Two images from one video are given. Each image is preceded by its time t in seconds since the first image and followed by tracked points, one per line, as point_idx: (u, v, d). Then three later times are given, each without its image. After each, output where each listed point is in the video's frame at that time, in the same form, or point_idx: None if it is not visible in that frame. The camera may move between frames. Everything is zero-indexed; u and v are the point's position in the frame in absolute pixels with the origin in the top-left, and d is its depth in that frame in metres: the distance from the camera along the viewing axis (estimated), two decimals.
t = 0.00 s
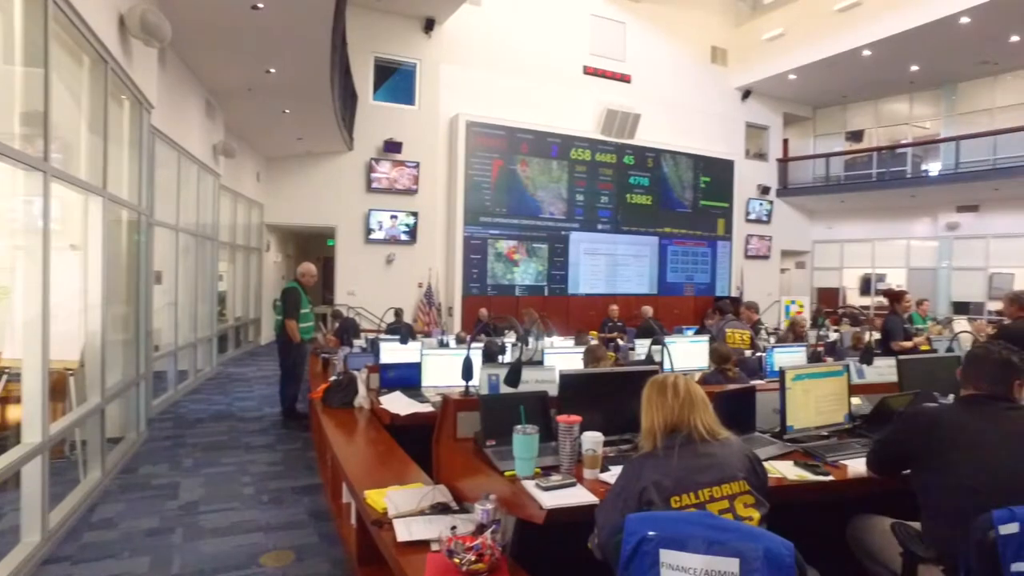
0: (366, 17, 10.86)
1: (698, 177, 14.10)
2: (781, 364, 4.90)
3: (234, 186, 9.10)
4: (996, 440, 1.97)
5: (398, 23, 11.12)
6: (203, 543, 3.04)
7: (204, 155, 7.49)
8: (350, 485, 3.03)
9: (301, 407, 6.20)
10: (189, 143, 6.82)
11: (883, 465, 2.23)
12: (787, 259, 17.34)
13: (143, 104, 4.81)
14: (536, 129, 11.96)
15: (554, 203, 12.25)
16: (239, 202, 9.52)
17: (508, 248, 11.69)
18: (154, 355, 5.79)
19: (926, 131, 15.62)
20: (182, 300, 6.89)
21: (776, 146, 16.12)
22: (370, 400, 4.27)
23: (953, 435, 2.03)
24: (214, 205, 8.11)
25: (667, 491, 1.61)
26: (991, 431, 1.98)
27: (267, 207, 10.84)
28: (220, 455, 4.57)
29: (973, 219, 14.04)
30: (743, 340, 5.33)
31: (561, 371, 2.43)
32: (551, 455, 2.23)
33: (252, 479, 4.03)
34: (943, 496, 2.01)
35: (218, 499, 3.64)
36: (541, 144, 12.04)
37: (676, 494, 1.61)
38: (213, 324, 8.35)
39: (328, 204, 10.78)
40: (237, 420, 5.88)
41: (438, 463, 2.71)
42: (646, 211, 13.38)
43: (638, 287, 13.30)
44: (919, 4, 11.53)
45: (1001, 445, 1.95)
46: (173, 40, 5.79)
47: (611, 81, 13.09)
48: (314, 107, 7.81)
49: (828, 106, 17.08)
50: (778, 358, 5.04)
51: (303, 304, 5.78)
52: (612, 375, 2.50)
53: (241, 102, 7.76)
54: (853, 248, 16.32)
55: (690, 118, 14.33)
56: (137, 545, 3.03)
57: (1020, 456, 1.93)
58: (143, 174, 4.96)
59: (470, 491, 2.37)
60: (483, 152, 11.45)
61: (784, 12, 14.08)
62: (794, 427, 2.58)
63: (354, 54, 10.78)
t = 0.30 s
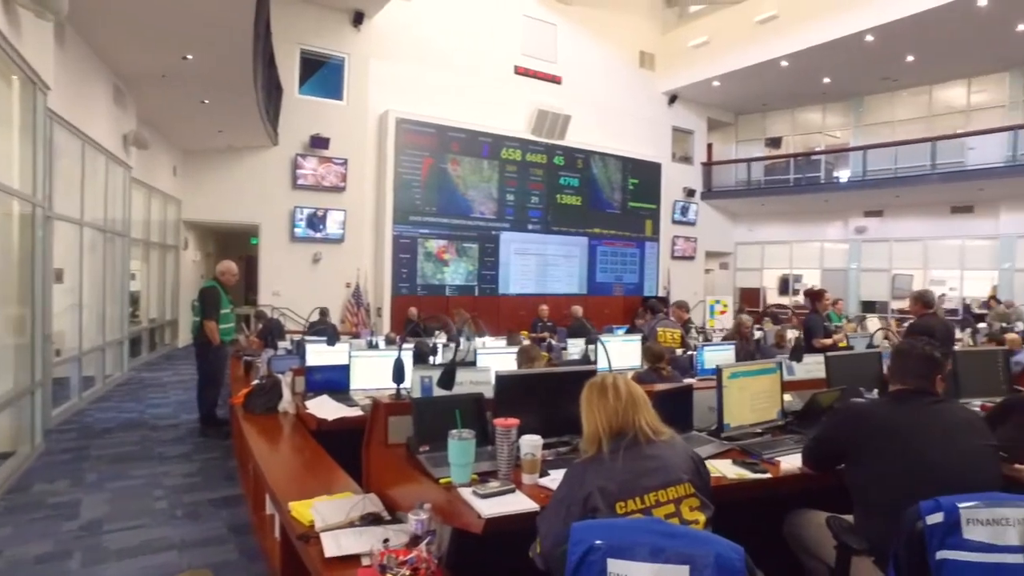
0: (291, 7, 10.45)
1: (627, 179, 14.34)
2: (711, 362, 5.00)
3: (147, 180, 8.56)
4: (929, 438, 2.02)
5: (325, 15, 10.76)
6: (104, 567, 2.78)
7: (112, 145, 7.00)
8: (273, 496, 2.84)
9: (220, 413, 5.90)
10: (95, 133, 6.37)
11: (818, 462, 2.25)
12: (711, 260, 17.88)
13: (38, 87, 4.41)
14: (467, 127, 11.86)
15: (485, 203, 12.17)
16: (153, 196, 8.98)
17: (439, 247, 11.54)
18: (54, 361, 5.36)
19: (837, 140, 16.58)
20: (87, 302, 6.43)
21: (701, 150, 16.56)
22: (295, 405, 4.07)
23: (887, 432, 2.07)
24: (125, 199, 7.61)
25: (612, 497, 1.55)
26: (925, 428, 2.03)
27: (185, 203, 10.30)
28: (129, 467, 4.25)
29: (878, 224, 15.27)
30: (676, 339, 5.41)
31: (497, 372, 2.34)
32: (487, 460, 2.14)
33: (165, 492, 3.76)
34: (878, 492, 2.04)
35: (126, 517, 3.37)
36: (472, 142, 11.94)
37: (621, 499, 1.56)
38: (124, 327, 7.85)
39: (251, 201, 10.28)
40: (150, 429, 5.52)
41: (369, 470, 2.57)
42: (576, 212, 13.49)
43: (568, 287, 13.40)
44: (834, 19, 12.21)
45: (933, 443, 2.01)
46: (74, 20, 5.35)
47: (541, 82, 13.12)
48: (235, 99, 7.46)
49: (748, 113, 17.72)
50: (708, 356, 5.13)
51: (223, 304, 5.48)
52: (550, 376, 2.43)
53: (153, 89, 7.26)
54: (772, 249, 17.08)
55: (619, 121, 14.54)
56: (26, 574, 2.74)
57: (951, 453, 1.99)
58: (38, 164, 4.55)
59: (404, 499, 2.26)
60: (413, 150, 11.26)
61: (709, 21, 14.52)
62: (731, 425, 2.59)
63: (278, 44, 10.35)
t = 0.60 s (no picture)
0: None
1: (573, 179, 14.40)
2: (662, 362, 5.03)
3: (71, 172, 8.07)
4: (890, 436, 2.02)
5: (265, 5, 10.39)
6: None
7: (30, 134, 6.54)
8: (211, 507, 2.67)
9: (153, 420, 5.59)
10: (11, 123, 5.94)
11: (779, 462, 2.23)
12: (655, 260, 18.10)
13: None
14: (413, 125, 11.68)
15: (431, 201, 12.00)
16: (77, 190, 8.48)
17: (384, 246, 11.32)
18: None
19: (775, 145, 17.08)
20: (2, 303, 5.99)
21: (646, 152, 16.78)
22: (236, 411, 3.84)
23: (850, 432, 2.06)
24: (46, 194, 7.15)
25: (579, 508, 1.48)
26: (887, 427, 2.04)
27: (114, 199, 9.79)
28: (50, 481, 3.95)
29: (815, 226, 15.83)
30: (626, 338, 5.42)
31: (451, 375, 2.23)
32: (443, 468, 2.03)
33: (90, 508, 3.51)
34: (842, 491, 2.04)
35: (45, 537, 3.12)
36: (417, 140, 11.76)
37: (588, 511, 1.48)
38: (47, 330, 7.38)
39: (187, 197, 9.78)
40: (74, 438, 5.18)
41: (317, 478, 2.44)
42: (523, 212, 13.45)
43: (515, 287, 13.36)
44: (772, 28, 12.60)
45: (895, 441, 2.01)
46: None
47: (488, 80, 13.02)
48: (169, 90, 7.10)
49: (691, 117, 18.04)
50: (659, 356, 5.15)
51: (156, 304, 5.19)
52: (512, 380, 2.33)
53: (77, 76, 6.81)
54: (714, 250, 17.45)
55: (565, 121, 14.58)
56: None
57: (912, 452, 2.00)
58: None
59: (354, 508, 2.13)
60: (357, 147, 11.00)
61: (653, 25, 14.75)
62: (691, 425, 2.56)
63: (215, 34, 9.93)
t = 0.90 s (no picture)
0: None
1: (533, 179, 14.38)
2: (630, 363, 5.08)
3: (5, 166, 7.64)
4: (870, 435, 2.02)
5: None
6: None
7: None
8: (167, 520, 2.54)
9: (100, 428, 5.34)
10: None
11: (760, 465, 2.22)
12: (615, 261, 18.19)
13: None
14: (372, 122, 11.48)
15: (390, 201, 11.82)
16: (14, 184, 8.04)
17: (343, 246, 11.10)
18: None
19: (730, 148, 17.37)
20: None
21: (605, 153, 16.87)
22: (193, 417, 3.66)
23: (832, 433, 2.05)
24: None
25: (572, 520, 1.41)
26: (868, 427, 2.03)
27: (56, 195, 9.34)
28: None
29: (769, 227, 16.14)
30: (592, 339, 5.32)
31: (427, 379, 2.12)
32: (421, 477, 1.94)
33: (30, 525, 3.30)
34: (824, 493, 2.03)
35: None
36: (377, 138, 11.56)
37: (582, 522, 1.42)
38: None
39: (136, 192, 9.37)
40: (13, 449, 4.90)
41: (284, 488, 2.33)
42: (483, 212, 13.37)
43: (475, 287, 13.28)
44: (729, 32, 12.82)
45: (876, 441, 2.01)
46: None
47: (448, 79, 12.90)
48: (115, 81, 6.79)
49: (649, 119, 18.22)
50: (626, 356, 5.21)
51: (104, 305, 4.94)
52: (491, 385, 2.23)
53: (15, 65, 6.47)
54: (672, 251, 17.63)
55: (526, 121, 14.55)
56: None
57: (893, 452, 2.00)
58: None
59: (326, 521, 2.03)
60: (315, 144, 10.75)
61: (612, 27, 14.85)
62: (671, 428, 2.52)
63: (165, 24, 9.56)
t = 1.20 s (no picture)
0: None
1: (498, 179, 14.31)
2: (605, 363, 5.08)
3: None
4: (868, 437, 2.01)
5: None
6: None
7: None
8: (132, 534, 2.41)
9: (50, 436, 5.09)
10: None
11: (757, 467, 2.20)
12: (578, 261, 18.21)
13: None
14: (336, 119, 11.25)
15: (354, 200, 11.60)
16: None
17: (305, 245, 10.86)
18: None
19: (692, 149, 17.59)
20: None
21: (569, 153, 16.89)
22: (157, 424, 3.48)
23: (829, 434, 2.04)
24: None
25: (591, 531, 1.37)
26: (864, 427, 2.02)
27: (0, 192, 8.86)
28: None
29: (731, 228, 16.39)
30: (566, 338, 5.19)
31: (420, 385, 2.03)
32: (416, 485, 1.86)
33: None
34: (823, 493, 2.02)
35: None
36: (341, 136, 11.34)
37: (601, 533, 1.38)
38: None
39: (88, 188, 8.85)
40: None
41: (265, 496, 2.22)
42: (448, 211, 13.25)
43: (440, 287, 13.17)
44: (692, 35, 12.97)
45: (873, 441, 2.00)
46: None
47: (413, 77, 12.73)
48: (66, 72, 6.47)
49: (613, 120, 18.31)
50: (602, 356, 5.21)
51: (57, 306, 4.70)
52: (485, 389, 2.17)
53: None
54: (635, 251, 17.76)
55: (491, 120, 14.47)
56: None
57: (890, 450, 1.99)
58: None
59: (313, 534, 1.93)
60: (277, 141, 10.48)
61: (577, 28, 14.88)
62: (662, 431, 2.49)
63: (119, 12, 9.14)
